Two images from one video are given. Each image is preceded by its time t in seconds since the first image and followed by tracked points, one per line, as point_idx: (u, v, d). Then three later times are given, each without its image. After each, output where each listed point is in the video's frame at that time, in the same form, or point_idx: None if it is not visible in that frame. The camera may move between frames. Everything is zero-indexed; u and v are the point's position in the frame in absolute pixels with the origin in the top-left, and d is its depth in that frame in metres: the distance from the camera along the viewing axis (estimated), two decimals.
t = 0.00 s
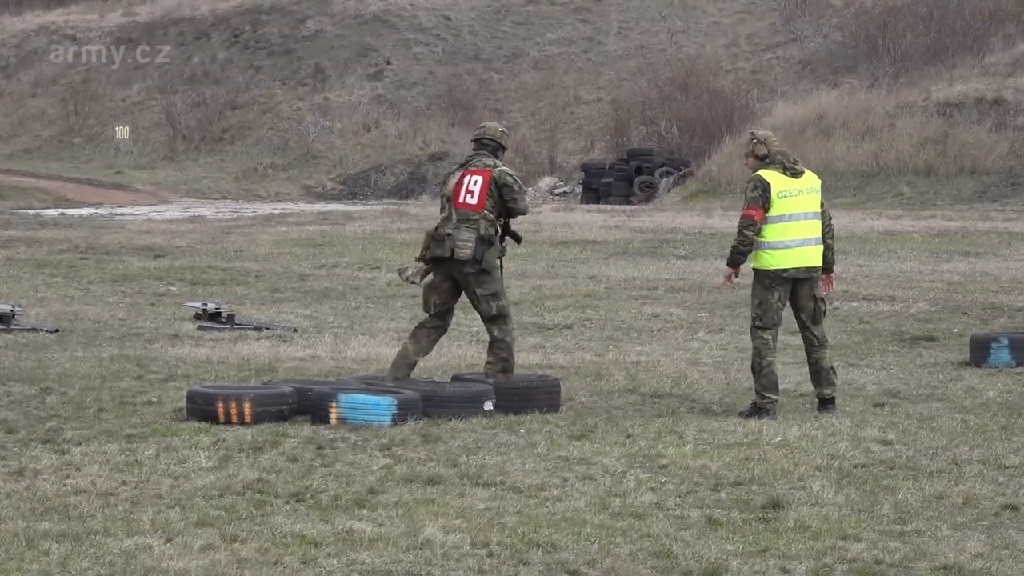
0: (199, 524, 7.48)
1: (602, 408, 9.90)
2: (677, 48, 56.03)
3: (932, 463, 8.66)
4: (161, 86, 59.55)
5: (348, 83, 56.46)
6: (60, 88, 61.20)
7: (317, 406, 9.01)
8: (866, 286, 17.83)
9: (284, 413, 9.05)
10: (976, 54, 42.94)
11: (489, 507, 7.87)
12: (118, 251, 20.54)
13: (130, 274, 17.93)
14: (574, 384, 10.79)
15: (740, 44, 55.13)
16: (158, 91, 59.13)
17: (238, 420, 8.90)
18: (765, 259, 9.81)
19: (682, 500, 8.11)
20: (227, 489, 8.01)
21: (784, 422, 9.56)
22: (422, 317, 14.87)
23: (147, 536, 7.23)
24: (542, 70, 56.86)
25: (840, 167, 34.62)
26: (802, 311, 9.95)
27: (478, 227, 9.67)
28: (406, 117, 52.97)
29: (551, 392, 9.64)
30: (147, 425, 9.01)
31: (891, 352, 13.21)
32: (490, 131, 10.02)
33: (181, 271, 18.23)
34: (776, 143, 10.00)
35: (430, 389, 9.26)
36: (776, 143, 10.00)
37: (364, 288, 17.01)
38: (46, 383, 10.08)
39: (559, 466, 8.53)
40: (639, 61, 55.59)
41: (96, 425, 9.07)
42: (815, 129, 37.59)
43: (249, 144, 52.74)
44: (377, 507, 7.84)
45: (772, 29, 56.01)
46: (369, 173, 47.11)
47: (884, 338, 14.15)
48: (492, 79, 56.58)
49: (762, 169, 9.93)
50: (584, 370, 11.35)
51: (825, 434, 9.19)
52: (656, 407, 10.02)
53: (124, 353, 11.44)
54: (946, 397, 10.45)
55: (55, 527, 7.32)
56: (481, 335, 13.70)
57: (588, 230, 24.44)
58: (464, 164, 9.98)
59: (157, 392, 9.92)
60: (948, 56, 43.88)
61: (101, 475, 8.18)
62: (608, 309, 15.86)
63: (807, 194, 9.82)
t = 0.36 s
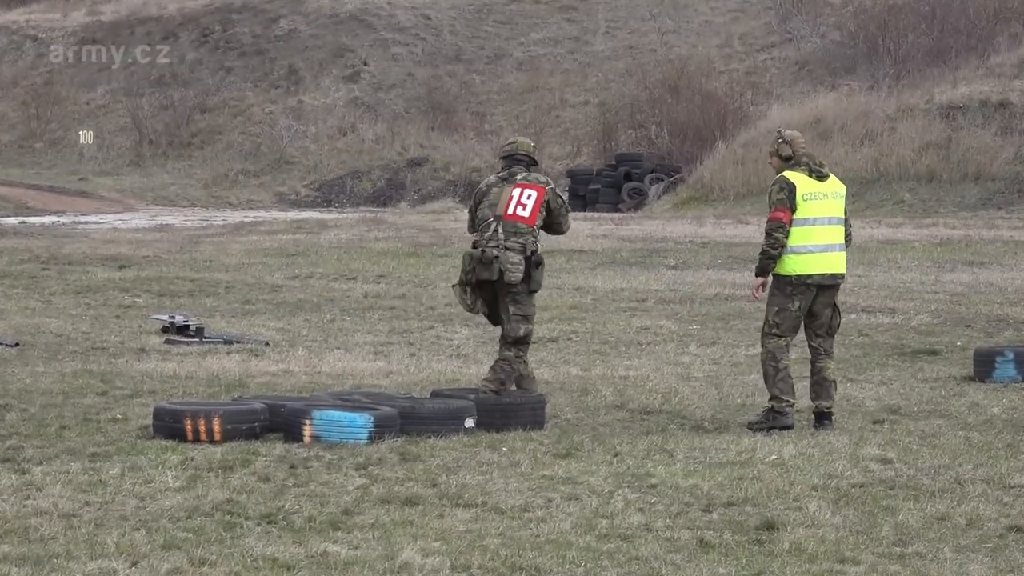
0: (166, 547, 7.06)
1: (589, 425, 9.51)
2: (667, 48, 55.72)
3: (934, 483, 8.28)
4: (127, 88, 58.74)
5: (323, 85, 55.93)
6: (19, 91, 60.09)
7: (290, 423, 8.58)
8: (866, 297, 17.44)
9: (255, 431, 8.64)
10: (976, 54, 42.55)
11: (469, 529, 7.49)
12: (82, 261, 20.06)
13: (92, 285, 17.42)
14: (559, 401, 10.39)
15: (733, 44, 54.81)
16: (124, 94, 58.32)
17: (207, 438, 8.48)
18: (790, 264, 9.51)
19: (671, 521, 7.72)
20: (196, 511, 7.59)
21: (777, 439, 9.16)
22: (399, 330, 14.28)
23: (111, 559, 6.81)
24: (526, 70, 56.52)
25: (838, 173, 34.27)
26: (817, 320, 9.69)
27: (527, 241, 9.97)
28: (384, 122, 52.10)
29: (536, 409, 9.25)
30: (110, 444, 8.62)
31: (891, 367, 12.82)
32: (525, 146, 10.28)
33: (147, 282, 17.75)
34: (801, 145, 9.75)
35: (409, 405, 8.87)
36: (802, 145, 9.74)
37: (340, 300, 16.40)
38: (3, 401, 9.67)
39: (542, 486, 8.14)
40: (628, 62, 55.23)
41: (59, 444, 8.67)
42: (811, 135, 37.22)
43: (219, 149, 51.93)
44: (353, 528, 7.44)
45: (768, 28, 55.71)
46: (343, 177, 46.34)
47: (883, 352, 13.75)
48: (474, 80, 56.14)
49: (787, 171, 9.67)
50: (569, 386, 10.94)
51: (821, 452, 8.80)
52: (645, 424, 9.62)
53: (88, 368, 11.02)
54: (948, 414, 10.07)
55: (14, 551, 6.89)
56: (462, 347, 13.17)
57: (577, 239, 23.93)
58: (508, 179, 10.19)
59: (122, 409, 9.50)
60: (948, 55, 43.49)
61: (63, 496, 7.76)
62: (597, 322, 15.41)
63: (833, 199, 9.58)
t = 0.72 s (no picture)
0: (117, 559, 6.61)
1: (562, 433, 9.12)
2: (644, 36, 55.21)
3: (922, 492, 7.91)
4: (76, 78, 57.92)
5: (283, 75, 55.42)
6: None
7: (247, 430, 8.19)
8: (854, 298, 17.03)
9: (211, 438, 8.25)
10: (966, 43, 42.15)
11: (435, 541, 7.09)
12: (29, 259, 19.45)
13: (39, 284, 16.80)
14: (531, 406, 10.01)
15: (712, 32, 54.29)
16: (73, 84, 57.52)
17: (160, 446, 8.09)
18: (779, 265, 9.30)
19: (648, 533, 7.33)
20: (148, 521, 7.15)
21: (759, 446, 8.77)
22: (363, 333, 13.83)
23: (57, 572, 6.36)
24: (496, 60, 56.07)
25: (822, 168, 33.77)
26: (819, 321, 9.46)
27: (550, 247, 9.62)
28: (348, 115, 51.29)
29: (506, 414, 8.87)
30: (61, 450, 8.21)
31: (876, 370, 12.46)
32: (539, 154, 9.91)
33: (101, 280, 17.25)
34: (795, 140, 9.51)
35: (373, 410, 8.47)
36: (796, 140, 9.49)
37: (301, 300, 15.91)
38: None
39: (512, 496, 7.75)
40: (603, 50, 54.66)
41: (4, 450, 8.25)
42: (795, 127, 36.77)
43: (173, 142, 51.15)
44: (313, 540, 7.03)
45: (749, 15, 55.28)
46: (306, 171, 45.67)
47: (871, 355, 13.39)
48: (440, 71, 55.61)
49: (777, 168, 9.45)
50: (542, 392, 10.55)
51: (805, 461, 8.41)
52: (620, 430, 9.22)
53: (36, 372, 10.56)
54: (937, 420, 9.71)
55: None
56: (428, 350, 12.73)
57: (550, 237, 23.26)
58: (526, 184, 9.78)
59: (71, 415, 9.08)
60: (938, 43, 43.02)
61: (8, 506, 7.30)
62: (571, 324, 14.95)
63: (825, 196, 9.34)
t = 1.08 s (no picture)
0: (79, 563, 6.38)
1: (535, 434, 8.93)
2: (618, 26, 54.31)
3: (904, 493, 7.73)
4: (37, 69, 57.24)
5: (249, 66, 54.80)
6: None
7: (212, 430, 8.00)
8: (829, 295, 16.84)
9: (175, 438, 8.06)
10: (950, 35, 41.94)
11: (405, 544, 6.89)
12: None
13: None
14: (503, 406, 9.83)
15: (688, 23, 53.61)
16: (33, 75, 56.86)
17: (123, 446, 7.90)
18: (795, 265, 9.08)
19: (623, 535, 7.14)
20: (111, 524, 6.92)
21: (735, 447, 8.59)
22: (332, 331, 13.59)
23: None
24: (466, 51, 55.43)
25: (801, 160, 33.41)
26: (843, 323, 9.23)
27: (579, 237, 9.27)
28: (314, 106, 50.44)
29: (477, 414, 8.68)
30: (21, 451, 7.99)
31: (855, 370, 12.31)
32: (558, 142, 9.54)
33: (65, 275, 16.92)
34: (819, 138, 9.26)
35: (341, 410, 8.29)
36: (819, 138, 9.24)
37: (268, 297, 15.64)
38: None
39: (483, 497, 7.57)
40: (576, 40, 54.04)
41: None
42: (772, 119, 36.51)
43: (136, 134, 50.55)
44: (280, 543, 6.82)
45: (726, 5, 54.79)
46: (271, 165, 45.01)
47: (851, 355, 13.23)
48: (409, 61, 54.86)
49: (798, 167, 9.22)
50: (514, 391, 10.37)
51: (784, 461, 8.23)
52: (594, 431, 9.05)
53: None
54: (919, 420, 9.58)
55: None
56: (397, 349, 12.54)
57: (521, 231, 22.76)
58: (549, 173, 9.41)
59: (31, 414, 8.85)
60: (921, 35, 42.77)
61: None
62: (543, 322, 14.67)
63: (845, 196, 9.08)
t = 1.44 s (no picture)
0: (59, 567, 6.35)
1: (516, 437, 8.92)
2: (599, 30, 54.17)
3: (884, 497, 7.72)
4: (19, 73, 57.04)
5: (229, 70, 54.69)
6: None
7: (193, 433, 8.00)
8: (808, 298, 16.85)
9: (156, 442, 8.06)
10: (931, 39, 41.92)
11: (386, 548, 6.88)
12: None
13: None
14: (483, 409, 9.80)
15: (670, 25, 53.52)
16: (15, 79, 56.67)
17: (103, 450, 7.89)
18: (821, 259, 9.35)
19: (603, 539, 7.14)
20: (92, 528, 6.89)
21: (716, 450, 8.57)
22: (312, 334, 13.56)
23: None
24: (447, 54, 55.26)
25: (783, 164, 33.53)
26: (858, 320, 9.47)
27: (599, 238, 9.44)
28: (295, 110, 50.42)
29: (458, 418, 8.66)
30: (1, 455, 7.97)
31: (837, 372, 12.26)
32: (577, 147, 9.75)
33: (42, 281, 16.85)
34: (847, 133, 9.50)
35: (323, 413, 8.28)
36: (848, 133, 9.47)
37: (247, 302, 15.61)
38: None
39: (465, 501, 7.56)
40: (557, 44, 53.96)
41: None
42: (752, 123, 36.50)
43: (117, 138, 50.44)
44: (261, 546, 6.81)
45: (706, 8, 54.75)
46: (252, 170, 45.00)
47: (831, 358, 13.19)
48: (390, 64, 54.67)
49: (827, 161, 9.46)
50: (494, 394, 10.33)
51: (764, 465, 8.23)
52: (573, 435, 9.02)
53: None
54: (903, 425, 9.57)
55: None
56: (378, 352, 12.51)
57: (499, 234, 22.64)
58: (568, 175, 9.61)
59: (9, 419, 8.81)
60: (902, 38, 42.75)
61: None
62: (524, 323, 14.58)
63: (872, 191, 9.31)
